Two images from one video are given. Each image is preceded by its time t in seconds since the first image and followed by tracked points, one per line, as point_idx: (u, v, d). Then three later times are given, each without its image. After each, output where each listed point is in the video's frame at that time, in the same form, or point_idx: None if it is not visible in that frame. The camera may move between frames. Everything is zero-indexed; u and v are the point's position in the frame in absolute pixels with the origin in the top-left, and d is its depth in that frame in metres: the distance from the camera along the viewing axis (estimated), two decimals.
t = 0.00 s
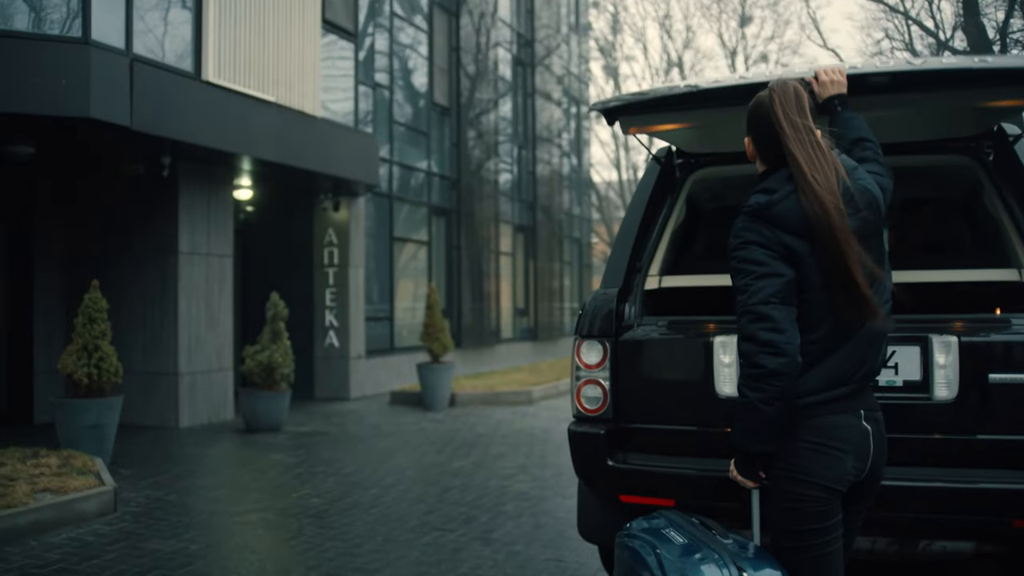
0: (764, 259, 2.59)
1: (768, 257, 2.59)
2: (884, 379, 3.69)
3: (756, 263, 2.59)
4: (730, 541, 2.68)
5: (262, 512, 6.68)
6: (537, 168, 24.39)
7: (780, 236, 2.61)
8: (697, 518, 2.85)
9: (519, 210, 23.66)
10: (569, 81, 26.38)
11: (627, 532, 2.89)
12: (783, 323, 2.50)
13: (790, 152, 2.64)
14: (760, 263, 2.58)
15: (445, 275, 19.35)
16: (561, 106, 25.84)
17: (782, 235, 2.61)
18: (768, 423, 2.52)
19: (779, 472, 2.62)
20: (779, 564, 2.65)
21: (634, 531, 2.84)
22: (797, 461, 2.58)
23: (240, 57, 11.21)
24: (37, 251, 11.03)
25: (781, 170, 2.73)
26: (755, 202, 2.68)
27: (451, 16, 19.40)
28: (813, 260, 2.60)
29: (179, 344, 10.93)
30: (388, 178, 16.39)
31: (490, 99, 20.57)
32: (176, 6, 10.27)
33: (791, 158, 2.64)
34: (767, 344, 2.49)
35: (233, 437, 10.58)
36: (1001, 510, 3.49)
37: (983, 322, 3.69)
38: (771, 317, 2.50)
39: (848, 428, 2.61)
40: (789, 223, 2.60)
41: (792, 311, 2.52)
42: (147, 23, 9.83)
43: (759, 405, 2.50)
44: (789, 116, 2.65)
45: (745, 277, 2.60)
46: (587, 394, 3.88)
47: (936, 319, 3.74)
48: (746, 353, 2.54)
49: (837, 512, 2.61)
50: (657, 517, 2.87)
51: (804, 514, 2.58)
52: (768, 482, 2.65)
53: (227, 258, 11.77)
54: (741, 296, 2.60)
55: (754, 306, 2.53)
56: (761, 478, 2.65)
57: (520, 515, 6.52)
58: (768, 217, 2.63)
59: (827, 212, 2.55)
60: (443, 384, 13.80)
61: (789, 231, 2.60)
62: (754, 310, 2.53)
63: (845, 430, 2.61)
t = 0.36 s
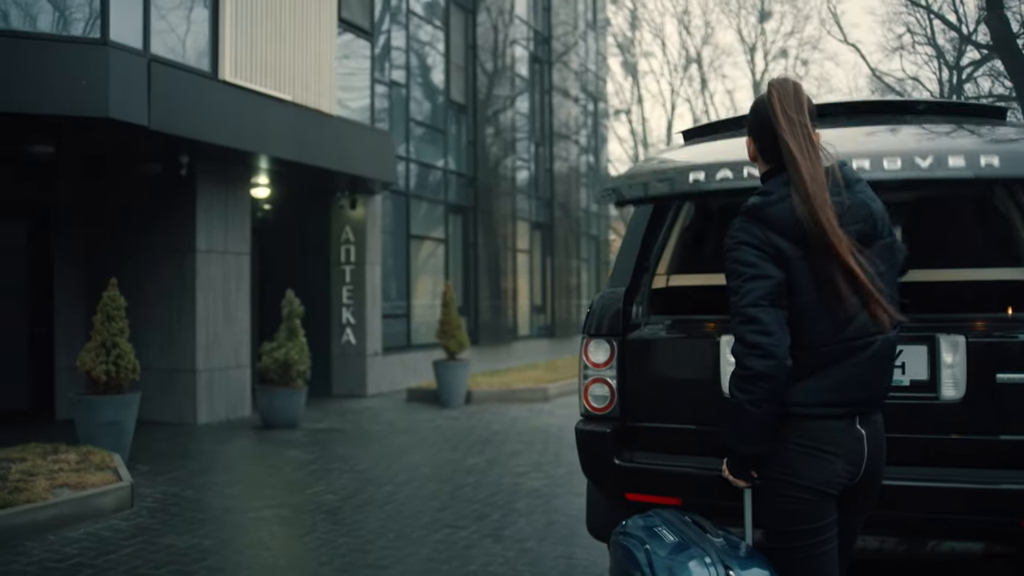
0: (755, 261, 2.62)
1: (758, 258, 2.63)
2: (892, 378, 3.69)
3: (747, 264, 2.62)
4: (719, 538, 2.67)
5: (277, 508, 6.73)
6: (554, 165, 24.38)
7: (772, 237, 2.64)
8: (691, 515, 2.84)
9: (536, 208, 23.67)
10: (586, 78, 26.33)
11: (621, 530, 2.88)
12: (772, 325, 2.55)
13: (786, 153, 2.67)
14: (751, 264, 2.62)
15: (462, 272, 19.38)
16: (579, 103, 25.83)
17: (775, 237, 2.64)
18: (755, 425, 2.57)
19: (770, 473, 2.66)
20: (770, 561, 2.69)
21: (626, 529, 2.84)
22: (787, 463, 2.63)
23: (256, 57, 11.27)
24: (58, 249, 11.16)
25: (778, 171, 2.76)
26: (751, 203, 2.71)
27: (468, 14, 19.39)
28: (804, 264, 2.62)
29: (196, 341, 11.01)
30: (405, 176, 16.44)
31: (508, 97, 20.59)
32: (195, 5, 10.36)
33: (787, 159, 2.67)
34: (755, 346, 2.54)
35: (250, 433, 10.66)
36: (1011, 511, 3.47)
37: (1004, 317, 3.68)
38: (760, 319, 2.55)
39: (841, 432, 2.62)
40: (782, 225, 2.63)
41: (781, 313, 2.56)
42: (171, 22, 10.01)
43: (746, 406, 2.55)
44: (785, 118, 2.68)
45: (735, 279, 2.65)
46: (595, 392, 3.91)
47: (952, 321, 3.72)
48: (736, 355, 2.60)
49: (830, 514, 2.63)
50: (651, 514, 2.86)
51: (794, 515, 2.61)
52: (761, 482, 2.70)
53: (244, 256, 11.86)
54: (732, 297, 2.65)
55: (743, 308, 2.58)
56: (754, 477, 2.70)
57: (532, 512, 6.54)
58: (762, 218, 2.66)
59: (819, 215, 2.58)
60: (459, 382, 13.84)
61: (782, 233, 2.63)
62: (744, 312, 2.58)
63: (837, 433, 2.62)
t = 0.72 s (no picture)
0: (761, 259, 2.64)
1: (764, 256, 2.64)
2: (899, 380, 3.66)
3: (754, 262, 2.64)
4: (718, 539, 2.68)
5: (290, 506, 6.78)
6: (570, 163, 24.39)
7: (778, 236, 2.65)
8: (692, 515, 2.85)
9: (552, 206, 23.67)
10: (603, 76, 26.29)
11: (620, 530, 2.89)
12: (776, 320, 2.57)
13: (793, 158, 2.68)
14: (756, 263, 2.64)
15: (478, 271, 19.38)
16: (596, 101, 25.82)
17: (781, 237, 2.65)
18: (755, 420, 2.57)
19: (773, 472, 2.65)
20: (773, 560, 2.69)
21: (625, 528, 2.85)
22: (788, 462, 2.63)
23: (272, 58, 11.34)
24: (77, 248, 11.27)
25: (782, 172, 2.77)
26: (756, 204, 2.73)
27: (483, 13, 19.39)
28: (809, 264, 2.63)
29: (212, 340, 11.09)
30: (421, 175, 16.47)
31: (524, 95, 20.58)
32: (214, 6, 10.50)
33: (795, 165, 2.68)
34: (759, 342, 2.56)
35: (265, 431, 10.73)
36: (1014, 511, 3.46)
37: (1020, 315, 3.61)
38: (766, 316, 2.57)
39: (844, 431, 2.62)
40: (787, 225, 2.64)
41: (785, 311, 2.57)
42: (192, 22, 10.17)
43: (749, 400, 2.56)
44: (794, 122, 2.69)
45: (741, 275, 2.66)
46: (602, 393, 3.95)
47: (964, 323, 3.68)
48: (740, 350, 2.62)
49: (831, 513, 2.63)
50: (651, 515, 2.87)
51: (797, 514, 2.61)
52: (762, 479, 2.70)
53: (260, 255, 11.93)
54: (737, 294, 2.66)
55: (750, 305, 2.60)
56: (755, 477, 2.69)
57: (543, 511, 6.56)
58: (767, 218, 2.67)
59: (825, 218, 2.60)
60: (474, 380, 13.87)
61: (789, 233, 2.64)
62: (749, 308, 2.59)
63: (838, 431, 2.62)
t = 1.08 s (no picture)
0: (771, 257, 2.61)
1: (774, 254, 2.61)
2: (902, 381, 3.65)
3: (763, 261, 2.60)
4: (718, 539, 2.69)
5: (302, 504, 6.83)
6: (584, 162, 24.37)
7: (787, 234, 2.63)
8: (693, 516, 2.86)
9: (566, 205, 23.67)
10: (618, 74, 26.24)
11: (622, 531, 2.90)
12: (789, 317, 2.54)
13: (797, 158, 2.69)
14: (767, 262, 2.60)
15: (493, 270, 19.38)
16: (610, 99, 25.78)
17: (789, 233, 2.63)
18: (767, 418, 2.54)
19: (785, 470, 2.64)
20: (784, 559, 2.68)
21: (626, 528, 2.86)
22: (800, 459, 2.62)
23: (285, 59, 11.39)
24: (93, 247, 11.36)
25: (781, 174, 2.78)
26: (759, 206, 2.71)
27: (496, 12, 19.38)
28: (819, 260, 2.62)
29: (227, 339, 11.16)
30: (435, 174, 16.49)
31: (538, 93, 20.59)
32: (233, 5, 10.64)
33: (796, 163, 2.70)
34: (774, 340, 2.53)
35: (279, 430, 10.79)
36: (1015, 511, 3.45)
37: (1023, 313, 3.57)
38: (777, 315, 2.54)
39: (858, 426, 2.62)
40: (796, 223, 2.63)
41: (798, 308, 2.56)
42: (211, 21, 10.32)
43: (764, 398, 2.53)
44: (795, 123, 2.72)
45: (749, 276, 2.62)
46: (607, 392, 3.96)
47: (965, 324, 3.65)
48: (751, 349, 2.57)
49: (845, 510, 2.62)
50: (653, 515, 2.89)
51: (810, 513, 2.60)
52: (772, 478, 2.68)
53: (274, 254, 11.99)
54: (745, 295, 2.62)
55: (759, 305, 2.56)
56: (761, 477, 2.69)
57: (554, 510, 6.57)
58: (774, 218, 2.65)
59: (837, 213, 2.61)
60: (488, 379, 13.90)
61: (797, 229, 2.63)
62: (761, 308, 2.56)
63: (850, 426, 2.62)
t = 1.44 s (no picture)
0: (769, 258, 2.61)
1: (773, 256, 2.62)
2: (909, 380, 3.65)
3: (763, 263, 2.61)
4: (714, 543, 2.72)
5: (314, 502, 6.87)
6: (599, 161, 24.35)
7: (784, 235, 2.64)
8: (686, 517, 2.87)
9: (581, 204, 23.65)
10: (633, 73, 26.20)
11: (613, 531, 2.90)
12: (789, 319, 2.55)
13: (793, 158, 2.70)
14: (767, 263, 2.61)
15: (507, 270, 19.37)
16: (625, 98, 25.74)
17: (788, 233, 2.64)
18: (765, 423, 2.55)
19: (776, 475, 2.66)
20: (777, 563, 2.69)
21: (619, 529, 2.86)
22: (796, 465, 2.62)
23: (299, 59, 11.44)
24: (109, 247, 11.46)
25: (776, 174, 2.79)
26: (757, 206, 2.72)
27: (511, 12, 19.37)
28: (815, 260, 2.64)
29: (241, 337, 11.23)
30: (449, 174, 16.51)
31: (553, 93, 20.59)
32: (250, 5, 10.75)
33: (791, 162, 2.71)
34: (774, 342, 2.54)
35: (293, 428, 10.85)
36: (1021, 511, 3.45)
37: None
38: (778, 317, 2.55)
39: (850, 434, 2.63)
40: (793, 223, 2.64)
41: (798, 309, 2.57)
42: (229, 21, 10.42)
43: (765, 400, 2.53)
44: (790, 123, 2.72)
45: (748, 278, 2.63)
46: (615, 391, 3.98)
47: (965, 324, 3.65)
48: (752, 353, 2.58)
49: (838, 517, 2.63)
50: (641, 518, 2.89)
51: (802, 519, 2.61)
52: (764, 483, 2.70)
53: (288, 254, 12.06)
54: (745, 297, 2.63)
55: (761, 308, 2.57)
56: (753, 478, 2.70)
57: (564, 509, 6.59)
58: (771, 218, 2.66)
59: (832, 211, 2.63)
60: (501, 377, 13.92)
61: (795, 228, 2.64)
62: (762, 310, 2.57)
63: (845, 432, 2.63)
